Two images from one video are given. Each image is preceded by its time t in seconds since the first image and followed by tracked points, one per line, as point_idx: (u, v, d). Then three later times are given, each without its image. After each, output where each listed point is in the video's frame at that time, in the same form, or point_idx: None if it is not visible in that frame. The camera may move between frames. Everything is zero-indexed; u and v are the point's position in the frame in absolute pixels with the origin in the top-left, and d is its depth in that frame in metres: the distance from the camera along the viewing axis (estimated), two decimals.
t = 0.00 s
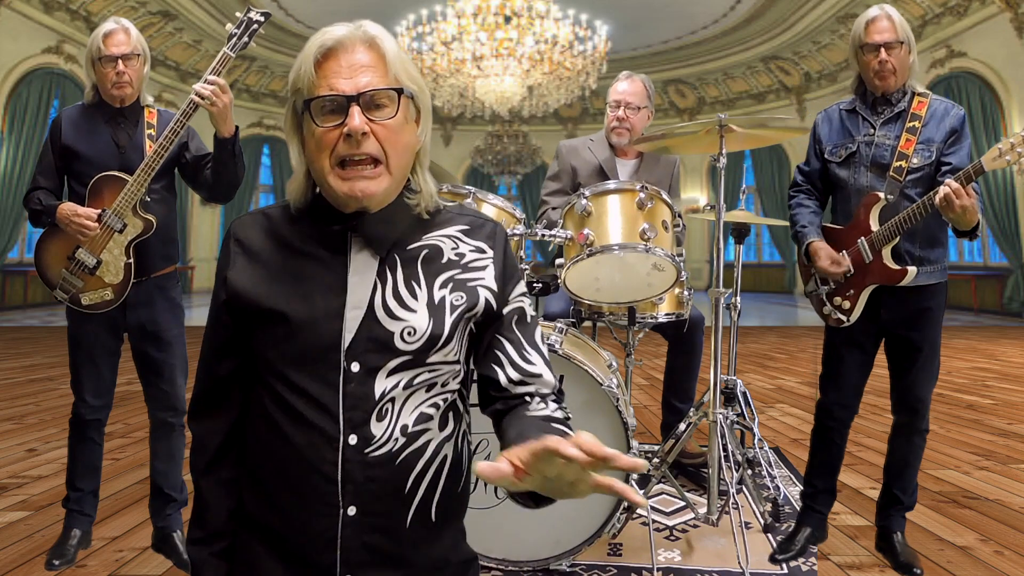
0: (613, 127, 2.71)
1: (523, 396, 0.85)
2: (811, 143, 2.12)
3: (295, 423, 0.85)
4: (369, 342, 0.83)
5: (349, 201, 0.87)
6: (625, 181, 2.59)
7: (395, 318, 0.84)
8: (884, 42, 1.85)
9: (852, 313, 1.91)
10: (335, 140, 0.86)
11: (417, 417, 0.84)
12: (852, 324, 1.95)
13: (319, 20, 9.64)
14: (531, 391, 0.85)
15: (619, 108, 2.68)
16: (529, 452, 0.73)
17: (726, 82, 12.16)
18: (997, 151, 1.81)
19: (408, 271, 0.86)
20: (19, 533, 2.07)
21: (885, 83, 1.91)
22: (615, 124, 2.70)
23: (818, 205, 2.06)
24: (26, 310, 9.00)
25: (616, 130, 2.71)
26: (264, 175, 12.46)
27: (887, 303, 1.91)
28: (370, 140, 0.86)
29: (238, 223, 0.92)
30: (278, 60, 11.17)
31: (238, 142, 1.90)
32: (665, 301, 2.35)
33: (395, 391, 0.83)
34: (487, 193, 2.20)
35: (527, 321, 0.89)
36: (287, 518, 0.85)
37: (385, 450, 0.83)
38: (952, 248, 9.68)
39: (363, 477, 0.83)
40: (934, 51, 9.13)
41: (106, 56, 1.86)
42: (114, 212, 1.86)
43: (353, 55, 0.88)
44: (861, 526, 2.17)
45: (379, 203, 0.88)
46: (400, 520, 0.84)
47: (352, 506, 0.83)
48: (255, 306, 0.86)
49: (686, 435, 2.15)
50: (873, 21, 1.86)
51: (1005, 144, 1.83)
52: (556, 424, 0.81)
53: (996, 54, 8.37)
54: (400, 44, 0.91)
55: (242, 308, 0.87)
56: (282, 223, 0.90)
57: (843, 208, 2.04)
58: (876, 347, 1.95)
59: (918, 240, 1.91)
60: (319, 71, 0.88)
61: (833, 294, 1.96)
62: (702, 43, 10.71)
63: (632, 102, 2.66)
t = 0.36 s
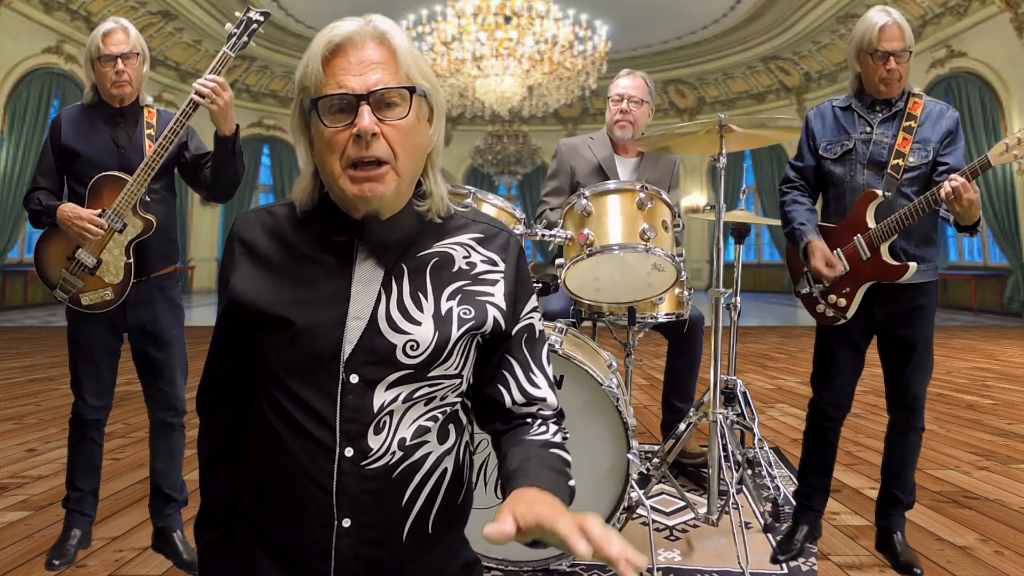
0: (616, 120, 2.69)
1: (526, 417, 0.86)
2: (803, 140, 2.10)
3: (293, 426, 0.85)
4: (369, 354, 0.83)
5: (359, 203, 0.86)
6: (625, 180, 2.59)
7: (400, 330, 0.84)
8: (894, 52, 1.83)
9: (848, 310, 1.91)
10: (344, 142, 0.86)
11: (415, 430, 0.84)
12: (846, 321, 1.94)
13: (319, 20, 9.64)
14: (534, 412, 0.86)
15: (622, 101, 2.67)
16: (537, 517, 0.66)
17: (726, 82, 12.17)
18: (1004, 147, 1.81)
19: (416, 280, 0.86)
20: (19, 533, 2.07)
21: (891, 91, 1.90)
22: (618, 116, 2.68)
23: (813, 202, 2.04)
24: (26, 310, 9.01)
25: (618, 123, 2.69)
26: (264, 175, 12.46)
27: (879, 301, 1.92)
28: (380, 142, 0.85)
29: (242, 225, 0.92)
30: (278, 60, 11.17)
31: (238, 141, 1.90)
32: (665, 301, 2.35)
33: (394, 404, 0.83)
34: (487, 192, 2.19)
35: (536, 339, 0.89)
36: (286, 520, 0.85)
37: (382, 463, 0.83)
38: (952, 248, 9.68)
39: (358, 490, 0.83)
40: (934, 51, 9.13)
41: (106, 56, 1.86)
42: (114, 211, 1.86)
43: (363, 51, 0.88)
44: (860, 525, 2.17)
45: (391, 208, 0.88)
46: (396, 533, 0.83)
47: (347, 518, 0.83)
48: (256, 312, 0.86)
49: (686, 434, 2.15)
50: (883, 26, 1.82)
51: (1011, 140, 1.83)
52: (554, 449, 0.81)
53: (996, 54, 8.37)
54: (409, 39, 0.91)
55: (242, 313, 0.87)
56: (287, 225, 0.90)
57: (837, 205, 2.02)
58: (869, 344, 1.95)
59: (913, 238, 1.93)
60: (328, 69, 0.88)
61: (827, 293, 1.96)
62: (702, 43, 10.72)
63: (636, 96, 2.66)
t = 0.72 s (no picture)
0: (614, 122, 2.68)
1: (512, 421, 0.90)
2: (777, 139, 2.11)
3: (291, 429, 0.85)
4: (372, 361, 0.83)
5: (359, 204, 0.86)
6: (625, 181, 2.59)
7: (404, 336, 0.84)
8: (853, 35, 1.90)
9: (835, 307, 1.90)
10: (345, 143, 0.85)
11: (418, 438, 0.84)
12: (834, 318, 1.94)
13: (318, 20, 9.64)
14: (520, 417, 0.90)
15: (621, 103, 2.67)
16: None
17: (726, 82, 12.17)
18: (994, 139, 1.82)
19: (421, 283, 0.86)
20: (19, 533, 2.07)
21: (854, 75, 1.95)
22: (617, 118, 2.67)
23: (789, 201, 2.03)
24: (26, 310, 9.01)
25: (617, 123, 2.68)
26: (264, 175, 12.46)
27: (862, 298, 1.94)
28: (382, 143, 0.85)
29: (242, 222, 0.92)
30: (278, 60, 11.17)
31: (237, 141, 1.90)
32: (665, 301, 2.35)
33: (397, 412, 0.83)
34: (487, 192, 2.19)
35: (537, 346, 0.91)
36: (284, 522, 0.85)
37: (385, 471, 0.83)
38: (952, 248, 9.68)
39: (360, 499, 0.83)
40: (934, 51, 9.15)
41: (106, 56, 1.86)
42: (114, 211, 1.86)
43: (364, 48, 0.88)
44: (860, 526, 2.17)
45: (396, 207, 0.88)
46: (398, 540, 0.84)
47: (347, 527, 0.83)
48: (256, 315, 0.86)
49: (686, 435, 2.15)
50: (840, 18, 1.93)
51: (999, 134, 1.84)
52: (533, 460, 0.86)
53: (996, 54, 8.36)
54: (410, 34, 0.90)
55: (242, 315, 0.87)
56: (289, 225, 0.90)
57: (816, 204, 2.03)
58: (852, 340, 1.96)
59: (894, 234, 1.95)
60: (328, 67, 0.88)
61: (813, 292, 1.95)
62: (702, 43, 10.72)
63: (635, 98, 2.67)
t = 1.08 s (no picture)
0: (618, 118, 2.68)
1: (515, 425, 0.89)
2: (751, 145, 2.11)
3: (287, 427, 0.85)
4: (369, 359, 0.83)
5: (361, 205, 0.85)
6: (625, 180, 2.59)
7: (400, 335, 0.84)
8: (818, 39, 1.91)
9: (821, 308, 1.91)
10: (357, 136, 0.84)
11: (413, 437, 0.84)
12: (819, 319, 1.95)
13: (319, 20, 9.64)
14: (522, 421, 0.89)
15: (625, 99, 2.66)
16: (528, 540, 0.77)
17: (726, 82, 12.17)
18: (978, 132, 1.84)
19: (418, 284, 0.86)
20: (19, 533, 2.07)
21: (825, 78, 1.96)
22: (621, 114, 2.68)
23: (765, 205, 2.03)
24: (26, 310, 9.02)
25: (619, 120, 2.69)
26: (264, 175, 12.46)
27: (846, 298, 1.94)
28: (393, 141, 0.84)
29: (241, 217, 0.92)
30: (278, 60, 11.17)
31: (236, 141, 1.90)
32: (665, 301, 2.36)
33: (394, 410, 0.84)
34: (486, 192, 2.20)
35: (534, 349, 0.90)
36: (280, 522, 0.85)
37: (380, 470, 0.83)
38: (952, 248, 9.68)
39: (355, 498, 0.83)
40: (934, 52, 9.16)
41: (106, 55, 1.86)
42: (114, 210, 1.86)
43: (386, 43, 0.88)
44: (860, 525, 2.17)
45: (396, 210, 0.88)
46: (394, 539, 0.83)
47: (342, 527, 0.83)
48: (253, 310, 0.85)
49: (686, 435, 2.15)
50: (802, 22, 1.94)
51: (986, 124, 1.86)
52: (540, 459, 0.85)
53: (996, 54, 8.36)
54: (433, 37, 0.91)
55: (238, 310, 0.87)
56: (289, 220, 0.90)
57: (797, 207, 2.03)
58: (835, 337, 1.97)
59: (874, 233, 1.96)
60: (348, 58, 0.88)
61: (797, 294, 1.95)
62: (703, 43, 10.72)
63: (638, 94, 2.66)
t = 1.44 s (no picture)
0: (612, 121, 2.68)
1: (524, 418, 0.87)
2: (743, 144, 2.09)
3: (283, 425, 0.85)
4: (362, 357, 0.83)
5: (353, 201, 0.86)
6: (625, 181, 2.59)
7: (393, 333, 0.84)
8: (818, 53, 1.90)
9: (813, 305, 1.90)
10: (341, 138, 0.85)
11: (407, 436, 0.84)
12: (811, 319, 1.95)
13: (319, 20, 9.64)
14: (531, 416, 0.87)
15: (619, 102, 2.66)
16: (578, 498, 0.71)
17: (726, 82, 12.17)
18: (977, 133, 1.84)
19: (411, 281, 0.86)
20: (19, 533, 2.07)
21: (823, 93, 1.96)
22: (615, 117, 2.67)
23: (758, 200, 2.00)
24: (26, 310, 9.02)
25: (615, 123, 2.69)
26: (264, 175, 12.46)
27: (837, 297, 1.93)
28: (377, 141, 0.85)
29: (237, 220, 0.92)
30: (278, 60, 11.17)
31: (235, 142, 1.90)
32: (665, 301, 2.35)
33: (386, 408, 0.83)
34: (486, 192, 2.20)
35: (531, 344, 0.90)
36: (277, 522, 0.85)
37: (373, 468, 0.83)
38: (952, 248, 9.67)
39: (347, 495, 0.83)
40: (934, 52, 9.16)
41: (106, 55, 1.86)
42: (114, 211, 1.86)
43: (363, 47, 0.88)
44: (860, 526, 2.17)
45: (387, 205, 0.88)
46: (387, 537, 0.83)
47: (336, 524, 0.83)
48: (250, 310, 0.85)
49: (686, 435, 2.14)
50: (804, 32, 1.91)
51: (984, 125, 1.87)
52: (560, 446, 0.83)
53: (996, 54, 8.36)
54: (410, 34, 0.90)
55: (234, 311, 0.87)
56: (283, 222, 0.90)
57: (791, 205, 2.03)
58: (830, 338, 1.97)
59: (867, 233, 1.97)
60: (325, 63, 0.87)
61: (789, 292, 1.95)
62: (702, 43, 10.72)
63: (633, 97, 2.65)
